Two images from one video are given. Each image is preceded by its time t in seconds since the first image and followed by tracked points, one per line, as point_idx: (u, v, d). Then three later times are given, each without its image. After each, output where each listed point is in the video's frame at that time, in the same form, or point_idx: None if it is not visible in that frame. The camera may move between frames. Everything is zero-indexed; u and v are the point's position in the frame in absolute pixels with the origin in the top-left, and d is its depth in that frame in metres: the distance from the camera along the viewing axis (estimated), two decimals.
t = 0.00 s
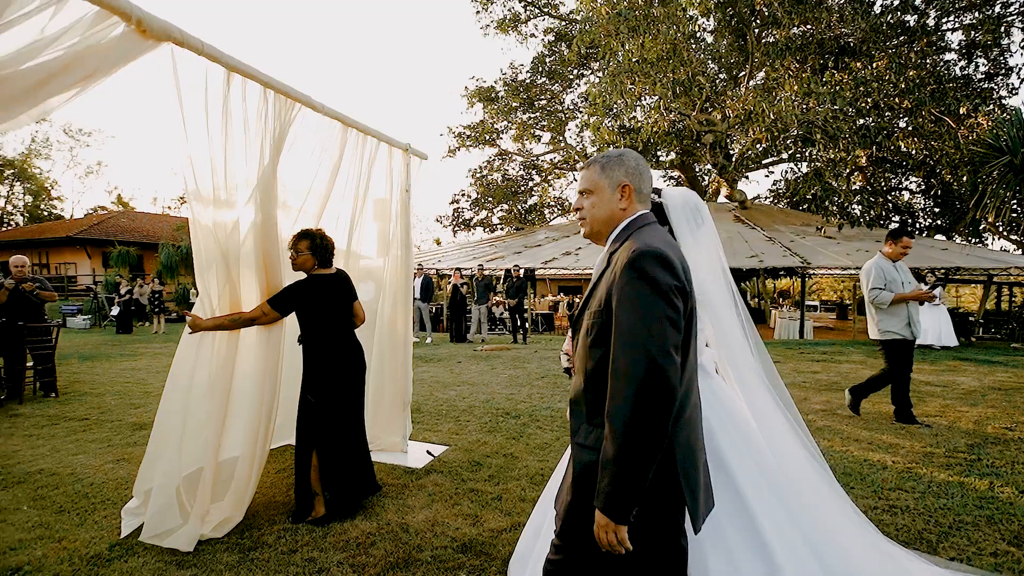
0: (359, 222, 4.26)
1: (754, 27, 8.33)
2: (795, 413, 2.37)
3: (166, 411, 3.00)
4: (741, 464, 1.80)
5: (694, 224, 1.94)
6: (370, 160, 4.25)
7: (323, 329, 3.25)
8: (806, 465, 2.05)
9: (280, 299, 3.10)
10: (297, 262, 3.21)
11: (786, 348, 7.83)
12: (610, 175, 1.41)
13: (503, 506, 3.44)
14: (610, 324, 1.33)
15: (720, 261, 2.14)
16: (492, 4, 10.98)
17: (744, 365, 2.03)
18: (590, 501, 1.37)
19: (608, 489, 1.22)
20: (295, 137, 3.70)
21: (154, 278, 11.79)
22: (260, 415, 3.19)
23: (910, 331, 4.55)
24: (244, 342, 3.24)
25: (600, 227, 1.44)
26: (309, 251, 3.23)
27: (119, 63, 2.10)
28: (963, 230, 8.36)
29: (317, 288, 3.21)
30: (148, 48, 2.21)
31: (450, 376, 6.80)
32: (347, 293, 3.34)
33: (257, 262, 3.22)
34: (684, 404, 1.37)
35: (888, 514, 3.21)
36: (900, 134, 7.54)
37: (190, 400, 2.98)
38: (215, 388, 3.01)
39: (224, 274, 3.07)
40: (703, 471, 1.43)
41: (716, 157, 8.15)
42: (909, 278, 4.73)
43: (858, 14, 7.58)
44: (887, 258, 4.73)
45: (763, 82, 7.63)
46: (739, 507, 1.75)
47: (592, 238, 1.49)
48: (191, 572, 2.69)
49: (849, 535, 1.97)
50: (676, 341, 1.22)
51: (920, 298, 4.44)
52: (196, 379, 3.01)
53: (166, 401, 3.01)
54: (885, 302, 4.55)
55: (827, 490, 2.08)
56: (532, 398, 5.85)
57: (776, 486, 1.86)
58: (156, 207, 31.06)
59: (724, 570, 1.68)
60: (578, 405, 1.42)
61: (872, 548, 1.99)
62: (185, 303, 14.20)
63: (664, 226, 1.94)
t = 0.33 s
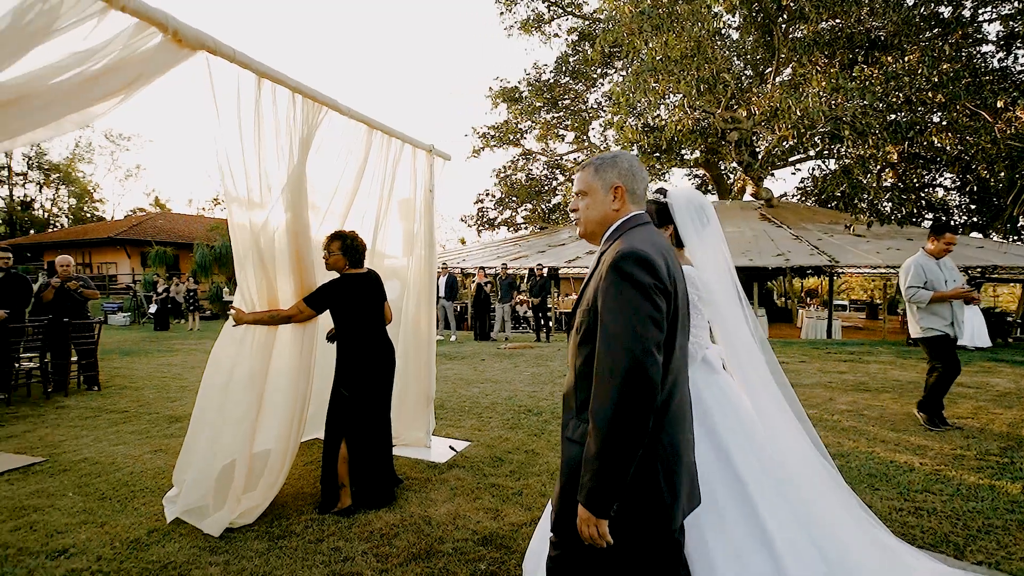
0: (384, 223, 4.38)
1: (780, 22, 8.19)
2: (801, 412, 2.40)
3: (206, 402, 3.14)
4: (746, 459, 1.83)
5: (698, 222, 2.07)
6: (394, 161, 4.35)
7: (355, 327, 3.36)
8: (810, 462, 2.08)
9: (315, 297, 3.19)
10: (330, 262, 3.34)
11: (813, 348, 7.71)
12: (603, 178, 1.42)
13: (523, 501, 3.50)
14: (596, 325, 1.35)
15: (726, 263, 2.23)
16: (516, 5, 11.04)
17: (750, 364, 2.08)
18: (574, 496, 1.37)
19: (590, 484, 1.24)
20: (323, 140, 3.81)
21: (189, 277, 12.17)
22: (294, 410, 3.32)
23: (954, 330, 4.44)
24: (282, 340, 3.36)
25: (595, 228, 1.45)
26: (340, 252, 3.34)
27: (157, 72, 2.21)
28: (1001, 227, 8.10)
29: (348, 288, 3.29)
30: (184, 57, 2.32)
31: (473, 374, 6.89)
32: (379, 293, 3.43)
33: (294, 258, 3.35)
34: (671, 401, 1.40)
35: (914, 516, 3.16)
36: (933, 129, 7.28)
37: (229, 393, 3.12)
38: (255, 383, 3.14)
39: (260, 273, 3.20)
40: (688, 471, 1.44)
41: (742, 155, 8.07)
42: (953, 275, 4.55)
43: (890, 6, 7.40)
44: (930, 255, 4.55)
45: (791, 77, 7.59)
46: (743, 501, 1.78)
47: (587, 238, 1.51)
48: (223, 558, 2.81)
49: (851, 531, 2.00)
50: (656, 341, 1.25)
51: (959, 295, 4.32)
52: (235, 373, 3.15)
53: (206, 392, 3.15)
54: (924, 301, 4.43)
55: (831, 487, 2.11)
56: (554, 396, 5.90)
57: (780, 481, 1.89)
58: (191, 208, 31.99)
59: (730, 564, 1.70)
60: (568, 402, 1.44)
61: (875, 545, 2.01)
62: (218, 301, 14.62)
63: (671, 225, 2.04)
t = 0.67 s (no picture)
0: (410, 223, 4.48)
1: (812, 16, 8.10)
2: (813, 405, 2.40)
3: (250, 391, 3.33)
4: (749, 459, 1.86)
5: (705, 225, 2.06)
6: (421, 163, 4.45)
7: (390, 322, 3.46)
8: (820, 456, 2.08)
9: (354, 295, 3.32)
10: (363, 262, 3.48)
11: (846, 348, 7.55)
12: (596, 175, 1.41)
13: (546, 497, 3.56)
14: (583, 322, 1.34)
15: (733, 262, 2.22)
16: (542, 5, 11.06)
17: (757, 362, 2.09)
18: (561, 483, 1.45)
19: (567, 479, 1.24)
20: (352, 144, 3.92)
21: (226, 276, 12.57)
22: (330, 402, 3.47)
23: (1006, 334, 4.22)
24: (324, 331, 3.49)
25: (589, 227, 1.44)
26: (374, 251, 3.49)
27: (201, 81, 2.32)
28: None
29: (384, 284, 3.40)
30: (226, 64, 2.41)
31: (499, 371, 6.97)
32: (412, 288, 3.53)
33: (330, 256, 3.48)
34: (657, 396, 1.36)
35: (945, 521, 3.10)
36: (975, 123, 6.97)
37: (271, 384, 3.29)
38: (295, 374, 3.29)
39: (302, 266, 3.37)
40: (670, 466, 1.38)
41: (771, 151, 7.89)
42: (1006, 277, 4.35)
43: None
44: (979, 255, 4.41)
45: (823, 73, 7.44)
46: (745, 501, 1.82)
47: (585, 237, 1.49)
48: (257, 546, 2.94)
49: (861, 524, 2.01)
50: (637, 339, 1.22)
51: (1007, 297, 4.13)
52: (276, 364, 3.32)
53: (250, 382, 3.34)
54: (970, 302, 4.26)
55: (841, 479, 2.11)
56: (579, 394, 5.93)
57: (784, 479, 1.91)
58: (228, 210, 32.95)
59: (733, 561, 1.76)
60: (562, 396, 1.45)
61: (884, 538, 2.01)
62: (253, 299, 15.04)
63: (677, 227, 2.06)
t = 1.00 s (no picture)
0: (438, 223, 4.56)
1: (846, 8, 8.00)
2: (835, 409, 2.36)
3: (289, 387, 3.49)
4: (747, 460, 1.88)
5: (711, 229, 2.10)
6: (448, 165, 4.54)
7: (426, 321, 3.59)
8: (835, 457, 2.01)
9: (394, 292, 3.44)
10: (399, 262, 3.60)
11: (881, 349, 7.34)
12: (591, 177, 1.39)
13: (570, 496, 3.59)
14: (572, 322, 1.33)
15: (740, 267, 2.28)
16: (570, 5, 11.05)
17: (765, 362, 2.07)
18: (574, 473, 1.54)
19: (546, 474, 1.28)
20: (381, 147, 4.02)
21: (262, 276, 12.97)
22: (365, 397, 3.59)
23: None
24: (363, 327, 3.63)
25: (589, 228, 1.42)
26: (409, 251, 3.59)
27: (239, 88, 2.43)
28: None
29: (418, 283, 3.52)
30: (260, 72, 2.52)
31: (526, 369, 7.02)
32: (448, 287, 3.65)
33: (368, 249, 3.64)
34: (647, 395, 1.36)
35: (983, 528, 3.00)
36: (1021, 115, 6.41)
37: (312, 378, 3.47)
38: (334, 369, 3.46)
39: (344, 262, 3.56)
40: (662, 464, 1.41)
41: (803, 148, 7.70)
42: None
43: None
44: None
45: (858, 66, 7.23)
46: (744, 502, 1.83)
47: (585, 238, 1.48)
48: (289, 537, 3.07)
49: (885, 526, 1.88)
50: (620, 338, 1.19)
51: None
52: (317, 360, 3.51)
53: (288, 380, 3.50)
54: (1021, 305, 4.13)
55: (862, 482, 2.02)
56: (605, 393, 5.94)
57: (786, 480, 1.90)
58: (265, 211, 33.91)
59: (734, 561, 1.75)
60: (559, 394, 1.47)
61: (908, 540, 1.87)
62: (288, 298, 15.45)
63: (682, 231, 2.12)
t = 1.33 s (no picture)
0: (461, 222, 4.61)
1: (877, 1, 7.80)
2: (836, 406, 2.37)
3: (325, 380, 3.73)
4: (744, 462, 1.86)
5: (715, 229, 2.10)
6: (469, 166, 4.59)
7: (456, 322, 3.67)
8: (834, 457, 2.00)
9: (425, 290, 3.58)
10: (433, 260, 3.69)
11: (912, 350, 7.13)
12: (590, 178, 1.42)
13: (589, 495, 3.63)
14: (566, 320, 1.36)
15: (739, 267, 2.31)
16: (593, 4, 11.00)
17: (766, 363, 2.08)
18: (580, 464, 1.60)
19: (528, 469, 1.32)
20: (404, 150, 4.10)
21: (292, 275, 13.30)
22: (398, 390, 3.71)
23: None
24: (397, 320, 3.79)
25: (589, 227, 1.45)
26: (443, 251, 3.67)
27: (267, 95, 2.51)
28: None
29: (449, 285, 3.61)
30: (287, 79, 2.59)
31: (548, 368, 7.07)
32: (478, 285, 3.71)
33: (396, 245, 3.73)
34: (640, 394, 1.39)
35: (1014, 535, 2.92)
36: None
37: (348, 368, 3.69)
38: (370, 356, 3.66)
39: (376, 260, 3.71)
40: (660, 463, 1.44)
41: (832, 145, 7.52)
42: None
43: None
44: None
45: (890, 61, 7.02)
46: (738, 504, 1.82)
47: (585, 238, 1.51)
48: (313, 530, 3.18)
49: (883, 527, 1.88)
50: (608, 338, 1.22)
51: None
52: (354, 351, 3.72)
53: (325, 374, 3.74)
54: None
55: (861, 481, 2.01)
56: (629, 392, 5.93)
57: (784, 480, 1.89)
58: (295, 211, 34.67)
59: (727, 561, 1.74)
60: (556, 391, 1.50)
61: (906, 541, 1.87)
62: (318, 297, 15.77)
63: (686, 231, 2.11)
